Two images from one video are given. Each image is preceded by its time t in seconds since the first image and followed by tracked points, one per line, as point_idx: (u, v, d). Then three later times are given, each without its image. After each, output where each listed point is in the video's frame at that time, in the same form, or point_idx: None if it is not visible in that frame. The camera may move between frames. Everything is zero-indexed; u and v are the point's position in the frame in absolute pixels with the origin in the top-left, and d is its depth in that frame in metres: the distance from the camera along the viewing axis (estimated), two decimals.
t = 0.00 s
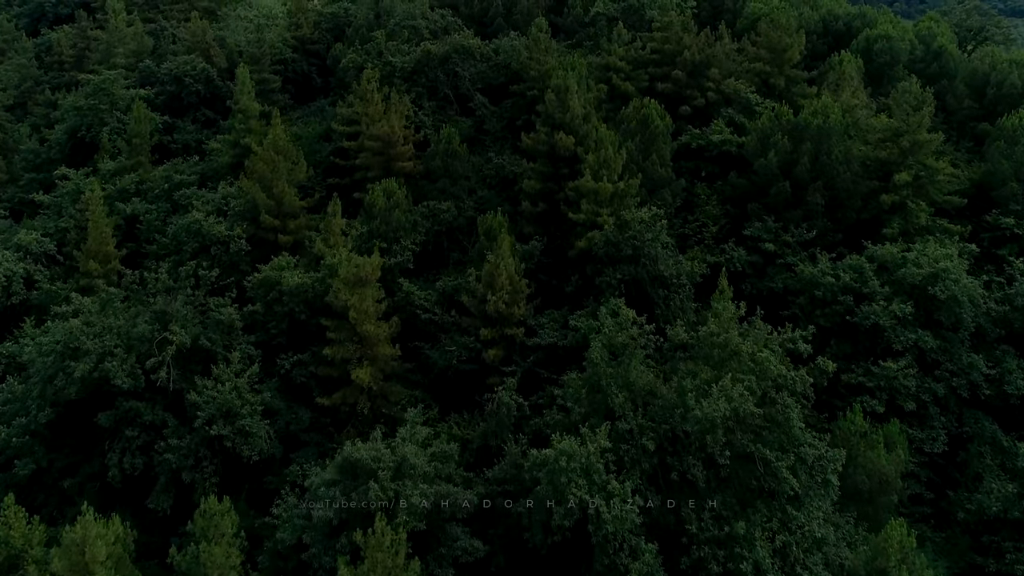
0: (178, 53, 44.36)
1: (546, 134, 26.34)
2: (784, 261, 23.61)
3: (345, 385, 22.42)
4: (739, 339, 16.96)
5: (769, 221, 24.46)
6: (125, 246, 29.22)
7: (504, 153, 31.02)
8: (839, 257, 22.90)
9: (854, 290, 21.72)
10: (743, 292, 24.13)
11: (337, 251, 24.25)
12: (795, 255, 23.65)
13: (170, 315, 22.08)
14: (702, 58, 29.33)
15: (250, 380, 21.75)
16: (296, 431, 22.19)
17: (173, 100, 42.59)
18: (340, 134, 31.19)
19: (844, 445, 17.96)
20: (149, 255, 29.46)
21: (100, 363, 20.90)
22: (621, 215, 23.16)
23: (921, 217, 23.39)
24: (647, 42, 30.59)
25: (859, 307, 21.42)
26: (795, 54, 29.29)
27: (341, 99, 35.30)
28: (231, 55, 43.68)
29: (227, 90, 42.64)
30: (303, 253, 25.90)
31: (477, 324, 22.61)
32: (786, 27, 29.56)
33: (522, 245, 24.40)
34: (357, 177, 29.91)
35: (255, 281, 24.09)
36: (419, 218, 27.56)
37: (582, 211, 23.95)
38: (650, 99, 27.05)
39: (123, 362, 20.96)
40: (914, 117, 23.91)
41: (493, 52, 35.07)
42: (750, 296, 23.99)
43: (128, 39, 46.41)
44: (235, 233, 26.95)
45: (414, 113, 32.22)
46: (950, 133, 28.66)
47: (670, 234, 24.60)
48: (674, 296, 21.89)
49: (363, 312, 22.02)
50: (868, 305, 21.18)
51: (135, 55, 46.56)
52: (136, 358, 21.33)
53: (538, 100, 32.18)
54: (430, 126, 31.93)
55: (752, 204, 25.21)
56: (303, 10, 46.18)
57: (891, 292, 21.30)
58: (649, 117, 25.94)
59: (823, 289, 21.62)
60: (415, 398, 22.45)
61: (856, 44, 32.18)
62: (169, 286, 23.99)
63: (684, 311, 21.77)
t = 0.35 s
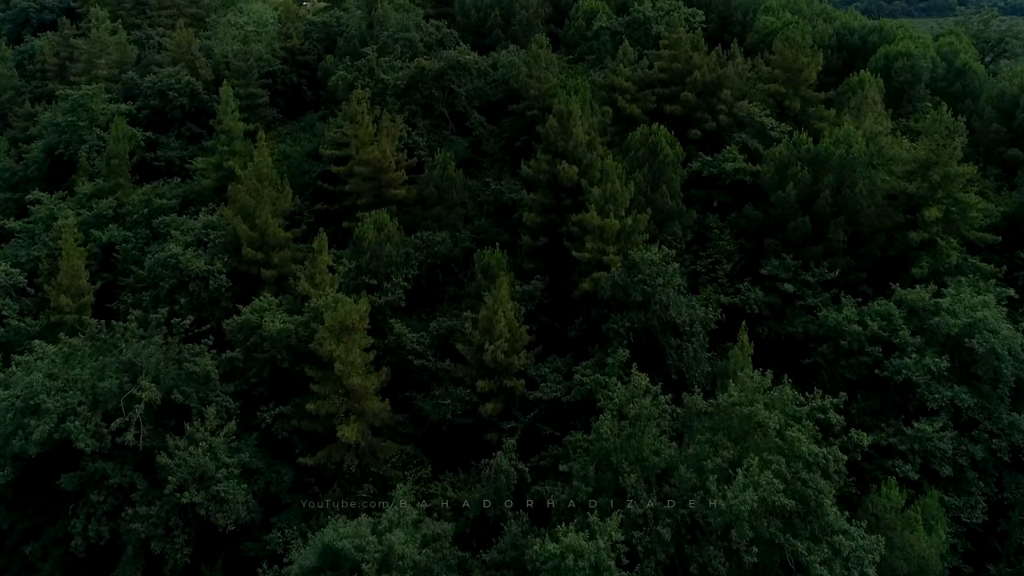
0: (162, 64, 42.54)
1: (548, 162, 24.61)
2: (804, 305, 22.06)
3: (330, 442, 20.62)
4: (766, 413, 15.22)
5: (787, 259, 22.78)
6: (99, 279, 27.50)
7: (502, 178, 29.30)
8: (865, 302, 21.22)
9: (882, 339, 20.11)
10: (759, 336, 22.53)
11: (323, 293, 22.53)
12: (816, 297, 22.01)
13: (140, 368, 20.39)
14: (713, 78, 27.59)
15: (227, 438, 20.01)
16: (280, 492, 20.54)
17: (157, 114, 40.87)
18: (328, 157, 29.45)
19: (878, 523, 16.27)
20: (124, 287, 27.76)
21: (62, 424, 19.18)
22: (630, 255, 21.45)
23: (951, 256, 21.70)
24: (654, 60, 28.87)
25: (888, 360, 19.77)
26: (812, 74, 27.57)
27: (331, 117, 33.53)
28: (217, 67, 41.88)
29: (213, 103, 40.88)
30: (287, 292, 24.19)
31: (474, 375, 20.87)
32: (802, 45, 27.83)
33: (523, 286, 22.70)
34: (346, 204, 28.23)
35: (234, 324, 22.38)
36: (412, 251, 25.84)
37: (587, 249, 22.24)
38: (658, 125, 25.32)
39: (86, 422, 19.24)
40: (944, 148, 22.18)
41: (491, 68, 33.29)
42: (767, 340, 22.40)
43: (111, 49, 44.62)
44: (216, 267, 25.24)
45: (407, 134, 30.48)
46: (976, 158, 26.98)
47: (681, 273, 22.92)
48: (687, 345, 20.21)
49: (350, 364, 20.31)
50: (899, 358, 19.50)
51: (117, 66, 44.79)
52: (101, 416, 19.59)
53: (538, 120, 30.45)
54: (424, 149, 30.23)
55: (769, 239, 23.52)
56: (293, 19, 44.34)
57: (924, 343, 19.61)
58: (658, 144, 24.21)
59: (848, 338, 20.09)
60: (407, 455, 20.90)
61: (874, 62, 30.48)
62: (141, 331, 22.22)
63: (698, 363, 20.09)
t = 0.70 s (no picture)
0: (148, 76, 40.80)
1: (552, 195, 22.87)
2: (831, 357, 20.42)
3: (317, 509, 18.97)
4: (802, 505, 13.39)
5: (811, 304, 21.01)
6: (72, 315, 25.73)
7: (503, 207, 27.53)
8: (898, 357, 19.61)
9: (920, 400, 18.37)
10: (781, 387, 20.85)
11: (309, 342, 20.78)
12: (844, 348, 20.35)
13: (108, 430, 18.67)
14: (728, 101, 25.80)
15: (202, 507, 18.24)
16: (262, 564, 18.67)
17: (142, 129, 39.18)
18: (317, 184, 27.68)
19: None
20: (99, 324, 26.04)
21: (18, 497, 17.37)
22: (642, 303, 19.70)
23: (991, 302, 19.82)
24: (664, 80, 27.07)
25: (926, 423, 18.06)
26: (833, 97, 25.80)
27: (322, 137, 31.75)
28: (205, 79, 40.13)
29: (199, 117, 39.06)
30: (272, 337, 22.46)
31: (472, 435, 19.12)
32: (823, 66, 26.04)
33: (525, 334, 21.01)
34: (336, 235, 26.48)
35: (213, 375, 20.64)
36: (406, 288, 24.09)
37: (595, 294, 20.52)
38: (671, 155, 23.55)
39: (46, 494, 17.38)
40: (983, 185, 20.42)
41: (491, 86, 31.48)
42: (789, 392, 20.73)
43: (94, 60, 42.82)
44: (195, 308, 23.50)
45: (401, 157, 28.70)
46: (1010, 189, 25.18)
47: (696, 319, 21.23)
48: (705, 405, 18.52)
49: (337, 426, 18.57)
50: (939, 422, 17.78)
51: (102, 78, 43.00)
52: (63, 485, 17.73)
53: (541, 143, 28.65)
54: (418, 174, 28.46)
55: (791, 281, 21.78)
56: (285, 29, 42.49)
57: (966, 406, 17.85)
58: (671, 177, 22.46)
59: (882, 401, 18.57)
60: (399, 522, 19.16)
61: (898, 82, 28.65)
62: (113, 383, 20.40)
63: (718, 425, 18.42)
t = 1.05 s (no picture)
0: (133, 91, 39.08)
1: (558, 236, 21.15)
2: (864, 417, 18.59)
3: None
4: None
5: (841, 358, 19.25)
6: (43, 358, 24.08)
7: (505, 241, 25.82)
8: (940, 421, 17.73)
9: (966, 473, 16.59)
10: (809, 450, 19.06)
11: (293, 399, 19.05)
12: (877, 406, 18.51)
13: (69, 506, 17.00)
14: (745, 128, 24.03)
15: None
16: None
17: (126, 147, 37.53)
18: (306, 215, 25.96)
19: None
20: (73, 367, 24.36)
21: None
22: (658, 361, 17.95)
23: None
24: (677, 105, 25.33)
25: (974, 499, 16.27)
26: (859, 124, 24.02)
27: (313, 161, 30.01)
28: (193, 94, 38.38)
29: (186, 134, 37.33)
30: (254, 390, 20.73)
31: (471, 507, 17.35)
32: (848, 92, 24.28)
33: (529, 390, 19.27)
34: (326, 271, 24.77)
35: (189, 436, 18.99)
36: (400, 333, 22.40)
37: (605, 348, 18.79)
38: (687, 191, 21.80)
39: None
40: None
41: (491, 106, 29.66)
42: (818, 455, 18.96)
43: (78, 73, 41.03)
44: (173, 356, 21.79)
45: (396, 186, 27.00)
46: None
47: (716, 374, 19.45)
48: (729, 476, 16.71)
49: (322, 500, 16.85)
50: (988, 499, 15.92)
51: (86, 91, 41.24)
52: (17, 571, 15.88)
53: (545, 170, 26.87)
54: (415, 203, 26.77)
55: (818, 331, 20.04)
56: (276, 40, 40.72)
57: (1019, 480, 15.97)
58: (687, 217, 20.73)
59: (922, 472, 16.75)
60: None
61: (925, 106, 26.89)
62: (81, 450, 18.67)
63: (744, 499, 16.59)
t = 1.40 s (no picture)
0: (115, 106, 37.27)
1: (564, 284, 19.45)
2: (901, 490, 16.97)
3: None
4: None
5: (874, 422, 17.55)
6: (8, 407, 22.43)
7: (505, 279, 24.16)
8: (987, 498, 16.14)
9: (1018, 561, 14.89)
10: (840, 523, 17.48)
11: (273, 468, 17.32)
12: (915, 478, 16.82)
13: None
14: (765, 160, 22.28)
15: None
16: None
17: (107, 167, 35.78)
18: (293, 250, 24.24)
19: None
20: (40, 418, 22.70)
21: None
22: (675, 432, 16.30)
23: None
24: (691, 133, 23.59)
25: None
26: (886, 155, 22.27)
27: (302, 187, 28.26)
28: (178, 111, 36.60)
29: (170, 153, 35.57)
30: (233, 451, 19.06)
31: None
32: (875, 119, 22.51)
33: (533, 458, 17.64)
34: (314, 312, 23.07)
35: (159, 508, 17.36)
36: (392, 385, 20.73)
37: (616, 413, 17.10)
38: (703, 234, 20.06)
39: None
40: None
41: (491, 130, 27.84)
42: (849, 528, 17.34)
43: (58, 87, 39.19)
44: (146, 412, 20.10)
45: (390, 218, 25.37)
46: None
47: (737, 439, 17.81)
48: (756, 564, 15.07)
49: None
50: None
51: (66, 106, 39.41)
52: None
53: (548, 202, 25.04)
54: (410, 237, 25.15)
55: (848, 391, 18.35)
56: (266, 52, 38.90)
57: None
58: (704, 263, 19.02)
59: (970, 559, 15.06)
60: None
61: (953, 134, 25.21)
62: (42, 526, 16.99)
63: None
